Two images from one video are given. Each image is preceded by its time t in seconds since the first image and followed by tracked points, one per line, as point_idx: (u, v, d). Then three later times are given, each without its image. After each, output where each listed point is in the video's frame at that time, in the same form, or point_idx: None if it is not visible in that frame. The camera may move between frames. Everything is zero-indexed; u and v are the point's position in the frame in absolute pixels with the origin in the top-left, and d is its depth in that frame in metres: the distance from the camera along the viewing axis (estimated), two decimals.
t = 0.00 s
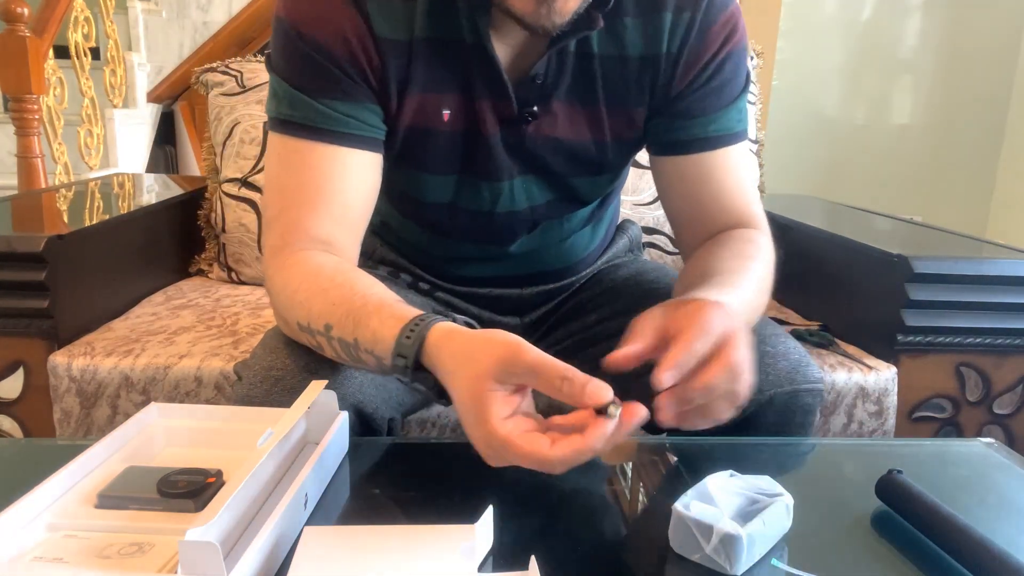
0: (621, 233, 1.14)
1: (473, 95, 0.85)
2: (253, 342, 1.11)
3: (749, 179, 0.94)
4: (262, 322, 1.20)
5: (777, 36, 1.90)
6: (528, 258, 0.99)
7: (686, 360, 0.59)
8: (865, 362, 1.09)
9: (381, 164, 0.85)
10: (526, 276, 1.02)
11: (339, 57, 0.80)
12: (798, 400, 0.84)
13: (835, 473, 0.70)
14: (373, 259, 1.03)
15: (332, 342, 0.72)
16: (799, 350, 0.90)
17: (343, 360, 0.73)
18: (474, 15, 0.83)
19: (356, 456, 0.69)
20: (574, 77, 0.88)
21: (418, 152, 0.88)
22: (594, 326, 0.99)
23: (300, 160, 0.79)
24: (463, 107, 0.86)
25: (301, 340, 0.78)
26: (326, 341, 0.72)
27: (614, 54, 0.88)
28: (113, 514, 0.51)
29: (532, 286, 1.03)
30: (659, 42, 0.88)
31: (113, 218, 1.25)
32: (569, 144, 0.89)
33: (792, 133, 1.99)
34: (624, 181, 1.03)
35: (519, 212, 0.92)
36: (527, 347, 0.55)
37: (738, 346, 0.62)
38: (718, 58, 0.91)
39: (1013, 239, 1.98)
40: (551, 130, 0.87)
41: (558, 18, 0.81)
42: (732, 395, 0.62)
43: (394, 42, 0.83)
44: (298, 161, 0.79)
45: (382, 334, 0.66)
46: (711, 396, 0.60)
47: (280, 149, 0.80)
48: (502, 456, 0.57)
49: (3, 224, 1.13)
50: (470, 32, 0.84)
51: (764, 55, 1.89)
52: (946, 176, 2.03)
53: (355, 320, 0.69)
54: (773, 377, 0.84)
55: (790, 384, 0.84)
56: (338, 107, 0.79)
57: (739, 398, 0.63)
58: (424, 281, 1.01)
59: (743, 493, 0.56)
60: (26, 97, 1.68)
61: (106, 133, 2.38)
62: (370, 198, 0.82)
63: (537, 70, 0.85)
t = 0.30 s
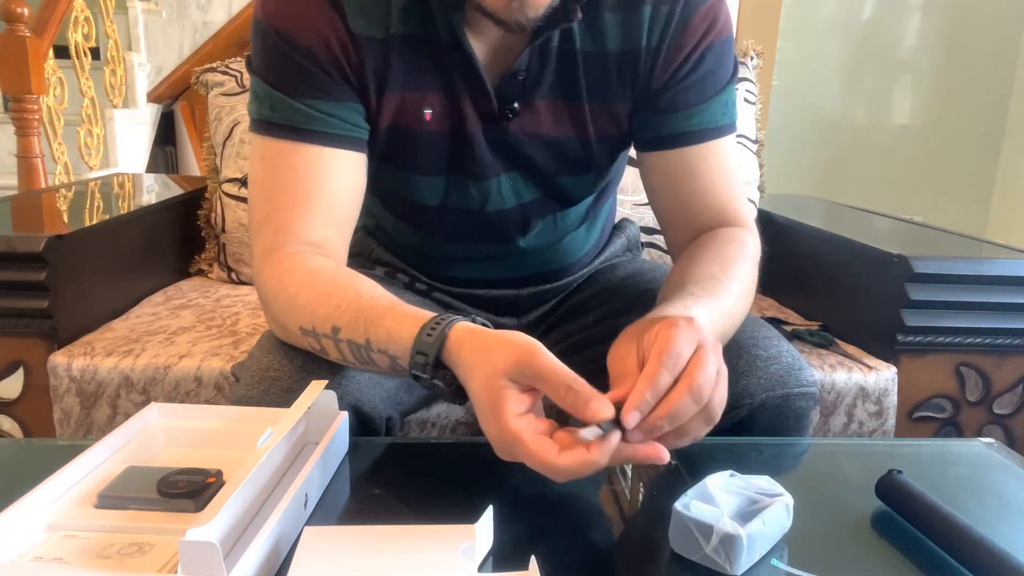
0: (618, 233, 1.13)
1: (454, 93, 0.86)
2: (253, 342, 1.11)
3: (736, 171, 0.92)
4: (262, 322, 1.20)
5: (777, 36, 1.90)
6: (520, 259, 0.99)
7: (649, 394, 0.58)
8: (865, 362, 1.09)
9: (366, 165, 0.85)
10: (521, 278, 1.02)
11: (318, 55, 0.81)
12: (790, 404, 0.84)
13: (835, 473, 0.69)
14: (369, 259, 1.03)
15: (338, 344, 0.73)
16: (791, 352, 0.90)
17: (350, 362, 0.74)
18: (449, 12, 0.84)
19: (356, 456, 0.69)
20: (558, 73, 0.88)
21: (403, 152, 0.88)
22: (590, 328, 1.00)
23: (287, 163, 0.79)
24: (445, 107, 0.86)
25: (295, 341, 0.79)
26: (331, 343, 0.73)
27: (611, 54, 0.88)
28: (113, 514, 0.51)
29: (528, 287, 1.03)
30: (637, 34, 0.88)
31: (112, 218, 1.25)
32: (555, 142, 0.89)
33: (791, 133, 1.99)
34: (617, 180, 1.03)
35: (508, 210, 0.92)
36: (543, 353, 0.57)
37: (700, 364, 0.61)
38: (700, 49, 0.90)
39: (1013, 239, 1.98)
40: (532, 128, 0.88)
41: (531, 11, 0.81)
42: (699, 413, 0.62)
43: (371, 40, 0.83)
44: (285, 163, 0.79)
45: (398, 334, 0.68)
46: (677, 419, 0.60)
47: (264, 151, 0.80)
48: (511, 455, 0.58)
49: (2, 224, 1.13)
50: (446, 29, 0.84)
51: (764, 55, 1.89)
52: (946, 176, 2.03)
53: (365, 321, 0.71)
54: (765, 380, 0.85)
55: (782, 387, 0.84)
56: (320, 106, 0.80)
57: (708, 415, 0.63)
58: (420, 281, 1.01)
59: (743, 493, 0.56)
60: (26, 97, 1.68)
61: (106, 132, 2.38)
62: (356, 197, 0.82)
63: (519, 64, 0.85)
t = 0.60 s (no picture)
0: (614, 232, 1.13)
1: (447, 89, 0.87)
2: (253, 342, 1.11)
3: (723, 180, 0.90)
4: (262, 322, 1.20)
5: (777, 36, 1.90)
6: (512, 259, 0.99)
7: (700, 189, 0.58)
8: (866, 362, 1.09)
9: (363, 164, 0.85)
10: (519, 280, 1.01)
11: (312, 54, 0.80)
12: (756, 413, 0.85)
13: (836, 474, 0.69)
14: (367, 260, 1.02)
15: (353, 346, 0.73)
16: (760, 358, 0.90)
17: (365, 365, 0.74)
18: (442, 8, 0.85)
19: (356, 456, 0.69)
20: (554, 70, 0.88)
21: (398, 148, 0.89)
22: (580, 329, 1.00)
23: (284, 164, 0.79)
24: (439, 103, 0.87)
25: (297, 343, 0.78)
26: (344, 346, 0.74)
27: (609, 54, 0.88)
28: (113, 514, 0.51)
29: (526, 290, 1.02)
30: (627, 38, 0.88)
31: (112, 218, 1.25)
32: (551, 139, 0.90)
33: (790, 133, 1.99)
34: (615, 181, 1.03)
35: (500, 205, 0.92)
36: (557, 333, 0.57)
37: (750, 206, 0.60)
38: (693, 57, 0.89)
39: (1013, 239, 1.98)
40: (539, 121, 0.89)
41: None
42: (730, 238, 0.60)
43: (366, 37, 0.84)
44: (282, 165, 0.79)
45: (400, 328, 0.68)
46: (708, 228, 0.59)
47: (260, 152, 0.80)
48: (525, 430, 0.57)
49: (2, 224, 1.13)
50: (439, 25, 0.86)
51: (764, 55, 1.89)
52: (946, 176, 2.03)
53: (382, 321, 0.71)
54: (729, 391, 0.86)
55: (747, 397, 0.85)
56: (316, 105, 0.79)
57: (741, 244, 0.60)
58: (418, 281, 1.01)
59: (743, 493, 0.56)
60: (26, 97, 1.68)
61: (106, 132, 2.39)
62: (355, 197, 0.82)
63: (517, 59, 0.86)
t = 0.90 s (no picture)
0: (614, 232, 1.14)
1: (453, 89, 0.86)
2: (254, 342, 1.11)
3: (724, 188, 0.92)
4: (262, 322, 1.21)
5: (777, 36, 1.90)
6: (507, 264, 0.98)
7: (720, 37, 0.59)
8: (866, 362, 1.09)
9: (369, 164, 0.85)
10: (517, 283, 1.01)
11: (321, 50, 0.80)
12: (733, 423, 0.84)
13: (835, 474, 0.69)
14: (367, 259, 1.04)
15: (368, 352, 0.74)
16: (739, 364, 0.88)
17: (377, 370, 0.75)
18: (453, 8, 0.85)
19: (356, 455, 0.69)
20: (561, 69, 0.88)
21: (402, 147, 0.88)
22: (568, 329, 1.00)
23: (289, 169, 0.78)
24: (445, 103, 0.87)
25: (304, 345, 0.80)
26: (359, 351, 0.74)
27: (609, 55, 0.88)
28: (113, 514, 0.51)
29: (523, 291, 1.03)
30: (634, 43, 0.88)
31: (112, 218, 1.25)
32: (554, 140, 0.90)
33: (790, 133, 1.99)
34: (615, 181, 1.03)
35: (498, 208, 0.91)
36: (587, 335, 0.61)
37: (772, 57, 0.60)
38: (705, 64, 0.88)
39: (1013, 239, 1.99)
40: (540, 126, 0.89)
41: None
42: (761, 79, 0.58)
43: (374, 35, 0.83)
44: (287, 170, 0.78)
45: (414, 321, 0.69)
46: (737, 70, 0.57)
47: (265, 153, 0.80)
48: (560, 423, 0.58)
49: (3, 224, 1.13)
50: (447, 25, 0.85)
51: (764, 55, 1.89)
52: (946, 176, 2.03)
53: (404, 327, 0.72)
54: (706, 400, 0.83)
55: (724, 407, 0.83)
56: (323, 104, 0.79)
57: (771, 89, 0.58)
58: (417, 281, 1.02)
59: (743, 493, 0.56)
60: (26, 97, 1.68)
61: (106, 132, 2.39)
62: (361, 200, 0.83)
63: (524, 62, 0.86)
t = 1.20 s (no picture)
0: (616, 235, 1.14)
1: (460, 94, 0.86)
2: (254, 342, 1.11)
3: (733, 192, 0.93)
4: (262, 322, 1.21)
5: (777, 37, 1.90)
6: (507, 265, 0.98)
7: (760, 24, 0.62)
8: (866, 362, 1.09)
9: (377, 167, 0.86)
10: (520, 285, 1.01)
11: (331, 54, 0.80)
12: (733, 425, 0.83)
13: (835, 473, 0.69)
14: (368, 259, 1.05)
15: (361, 344, 0.72)
16: (739, 366, 0.88)
17: (370, 363, 0.73)
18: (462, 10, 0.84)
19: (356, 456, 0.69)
20: (569, 73, 0.88)
21: (409, 150, 0.88)
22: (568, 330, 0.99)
23: (298, 169, 0.79)
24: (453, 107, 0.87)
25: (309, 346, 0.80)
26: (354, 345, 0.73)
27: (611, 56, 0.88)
28: (113, 514, 0.51)
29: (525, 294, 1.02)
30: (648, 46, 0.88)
31: (112, 218, 1.25)
32: (560, 143, 0.90)
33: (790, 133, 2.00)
34: (621, 185, 1.03)
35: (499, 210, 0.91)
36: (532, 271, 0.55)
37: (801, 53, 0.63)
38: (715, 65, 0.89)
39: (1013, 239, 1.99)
40: (545, 129, 0.88)
41: None
42: (785, 68, 0.61)
43: (382, 38, 0.84)
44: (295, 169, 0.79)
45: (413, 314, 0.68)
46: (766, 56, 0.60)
47: (274, 155, 0.80)
48: (533, 363, 0.53)
49: (3, 224, 1.13)
50: (456, 28, 0.85)
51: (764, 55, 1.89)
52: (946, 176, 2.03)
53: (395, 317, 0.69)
54: (706, 402, 0.83)
55: (724, 410, 0.83)
56: (332, 107, 0.80)
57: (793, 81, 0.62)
58: (418, 282, 1.02)
59: (742, 493, 0.56)
60: (26, 97, 1.68)
61: (106, 132, 2.39)
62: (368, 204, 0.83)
63: (530, 63, 0.85)
